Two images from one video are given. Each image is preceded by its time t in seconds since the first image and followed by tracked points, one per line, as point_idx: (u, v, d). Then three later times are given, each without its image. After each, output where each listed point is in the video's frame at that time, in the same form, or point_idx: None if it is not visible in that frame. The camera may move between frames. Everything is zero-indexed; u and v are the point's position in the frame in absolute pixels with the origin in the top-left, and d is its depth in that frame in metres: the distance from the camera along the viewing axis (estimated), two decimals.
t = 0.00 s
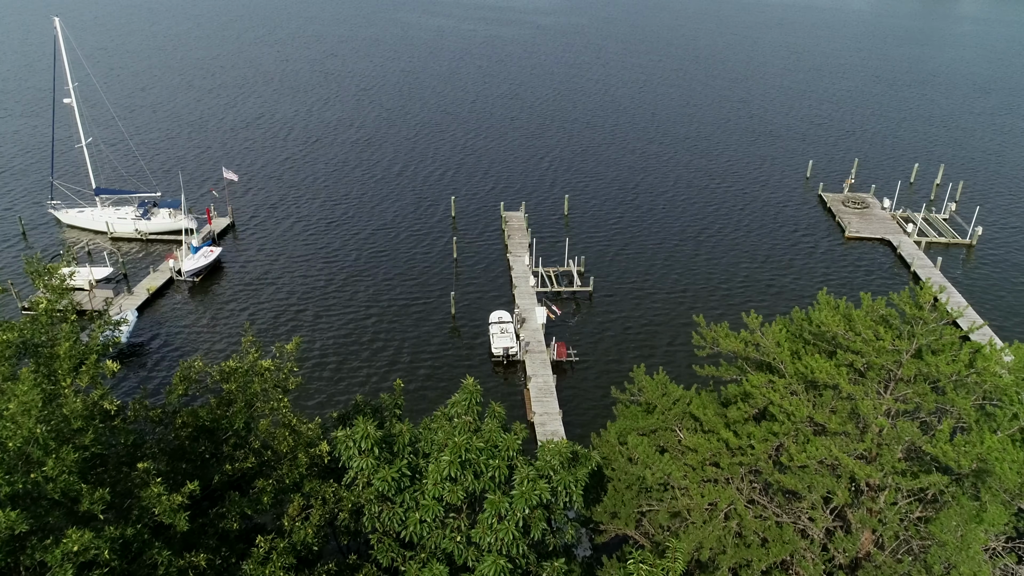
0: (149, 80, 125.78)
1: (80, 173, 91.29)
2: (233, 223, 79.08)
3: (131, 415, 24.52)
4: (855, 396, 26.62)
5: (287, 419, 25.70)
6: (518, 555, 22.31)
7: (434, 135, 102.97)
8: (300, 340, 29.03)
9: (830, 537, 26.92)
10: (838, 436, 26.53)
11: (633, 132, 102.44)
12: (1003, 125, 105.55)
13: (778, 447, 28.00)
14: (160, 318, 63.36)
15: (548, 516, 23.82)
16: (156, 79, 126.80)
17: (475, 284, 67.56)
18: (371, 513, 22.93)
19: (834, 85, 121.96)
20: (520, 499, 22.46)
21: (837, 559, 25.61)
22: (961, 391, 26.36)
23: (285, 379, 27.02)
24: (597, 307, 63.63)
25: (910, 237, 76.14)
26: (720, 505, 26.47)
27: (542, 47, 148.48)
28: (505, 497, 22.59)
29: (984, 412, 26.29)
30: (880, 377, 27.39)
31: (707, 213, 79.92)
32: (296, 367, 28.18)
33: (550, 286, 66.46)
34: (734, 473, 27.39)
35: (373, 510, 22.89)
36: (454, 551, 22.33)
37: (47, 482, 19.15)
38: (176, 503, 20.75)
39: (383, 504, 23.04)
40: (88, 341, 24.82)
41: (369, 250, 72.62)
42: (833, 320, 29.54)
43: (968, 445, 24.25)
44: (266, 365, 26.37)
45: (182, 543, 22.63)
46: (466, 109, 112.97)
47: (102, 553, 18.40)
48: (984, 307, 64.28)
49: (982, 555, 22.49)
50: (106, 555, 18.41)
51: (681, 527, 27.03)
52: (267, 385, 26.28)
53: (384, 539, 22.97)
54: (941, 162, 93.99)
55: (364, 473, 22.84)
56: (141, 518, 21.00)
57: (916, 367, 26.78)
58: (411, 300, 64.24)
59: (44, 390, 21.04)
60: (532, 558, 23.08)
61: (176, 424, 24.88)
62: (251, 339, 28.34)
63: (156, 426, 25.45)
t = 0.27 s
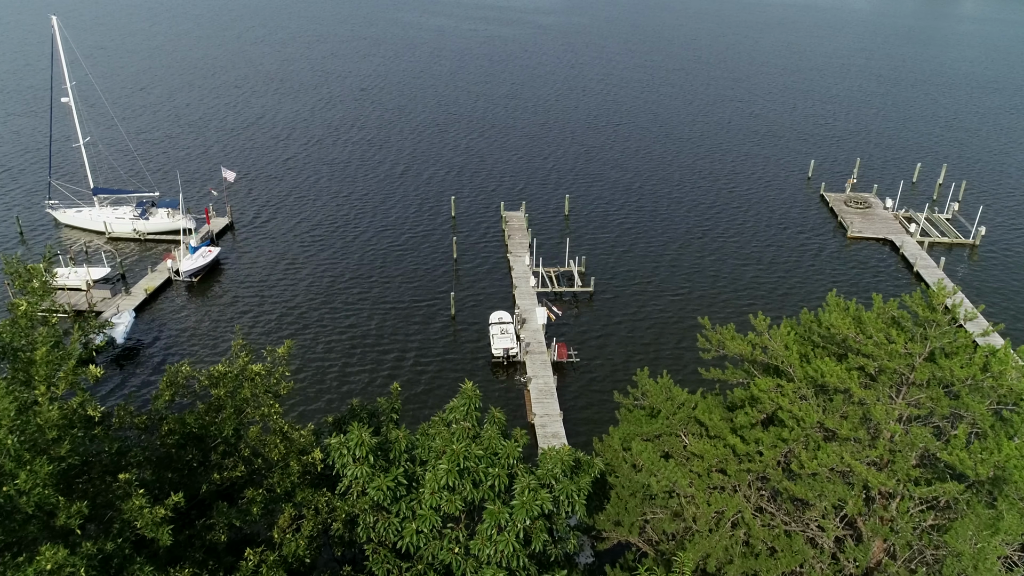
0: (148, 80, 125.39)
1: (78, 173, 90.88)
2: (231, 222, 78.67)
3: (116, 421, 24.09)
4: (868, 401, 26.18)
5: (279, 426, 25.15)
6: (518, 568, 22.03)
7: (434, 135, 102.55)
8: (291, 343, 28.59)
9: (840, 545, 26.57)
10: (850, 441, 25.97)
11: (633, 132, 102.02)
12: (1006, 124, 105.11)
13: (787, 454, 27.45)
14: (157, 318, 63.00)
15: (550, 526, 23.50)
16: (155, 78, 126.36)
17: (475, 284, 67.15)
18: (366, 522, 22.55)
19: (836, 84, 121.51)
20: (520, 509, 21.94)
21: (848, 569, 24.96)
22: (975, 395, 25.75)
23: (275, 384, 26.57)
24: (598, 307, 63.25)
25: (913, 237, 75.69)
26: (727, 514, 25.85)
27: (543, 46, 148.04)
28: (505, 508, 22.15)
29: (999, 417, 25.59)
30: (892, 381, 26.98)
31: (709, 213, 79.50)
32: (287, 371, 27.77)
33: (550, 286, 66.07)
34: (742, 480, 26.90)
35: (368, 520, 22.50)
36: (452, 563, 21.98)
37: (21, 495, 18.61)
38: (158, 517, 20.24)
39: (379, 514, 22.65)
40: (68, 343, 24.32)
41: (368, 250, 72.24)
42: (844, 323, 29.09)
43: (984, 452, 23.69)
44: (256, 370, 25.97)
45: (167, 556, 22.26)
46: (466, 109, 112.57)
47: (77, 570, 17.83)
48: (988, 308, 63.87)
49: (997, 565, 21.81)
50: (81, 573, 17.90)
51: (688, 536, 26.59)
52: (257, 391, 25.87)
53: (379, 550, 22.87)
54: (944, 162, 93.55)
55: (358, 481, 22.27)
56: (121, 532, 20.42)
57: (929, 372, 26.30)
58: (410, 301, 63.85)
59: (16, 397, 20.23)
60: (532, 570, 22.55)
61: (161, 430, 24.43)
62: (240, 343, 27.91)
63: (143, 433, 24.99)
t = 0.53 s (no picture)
0: (147, 80, 124.96)
1: (75, 172, 90.39)
2: (230, 222, 78.29)
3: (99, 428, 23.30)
4: (881, 406, 25.59)
5: (268, 432, 24.67)
6: None
7: (434, 135, 102.13)
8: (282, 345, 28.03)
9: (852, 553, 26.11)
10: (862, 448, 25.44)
11: (634, 132, 101.62)
12: (1008, 124, 104.66)
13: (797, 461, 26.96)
14: (155, 318, 62.61)
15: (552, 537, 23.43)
16: (154, 78, 125.93)
17: (475, 284, 66.73)
18: (360, 532, 22.12)
19: (837, 84, 121.05)
20: (521, 520, 21.54)
21: None
22: (991, 400, 25.12)
23: (265, 389, 26.04)
24: (599, 307, 62.84)
25: (916, 237, 75.23)
26: (735, 523, 25.40)
27: (543, 46, 147.60)
28: (505, 518, 21.81)
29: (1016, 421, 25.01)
30: (904, 386, 26.44)
31: (710, 213, 79.10)
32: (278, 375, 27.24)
33: (550, 287, 65.67)
34: (750, 487, 26.41)
35: (363, 530, 22.10)
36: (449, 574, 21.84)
37: None
38: (139, 530, 19.77)
39: (374, 524, 22.29)
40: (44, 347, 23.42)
41: (368, 250, 71.85)
42: (855, 325, 28.49)
43: (1002, 459, 23.08)
44: (246, 374, 25.39)
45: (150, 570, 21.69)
46: (466, 109, 112.18)
47: None
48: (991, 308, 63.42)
49: None
50: None
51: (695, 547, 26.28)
52: (247, 396, 25.34)
53: (374, 560, 22.39)
54: (946, 162, 93.11)
55: (352, 489, 21.88)
56: (100, 547, 19.73)
57: (944, 375, 25.51)
58: (409, 301, 63.43)
59: None
60: None
61: (146, 438, 23.67)
62: (228, 345, 27.34)
63: (127, 440, 24.32)
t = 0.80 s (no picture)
0: (147, 79, 124.43)
1: (74, 171, 89.95)
2: (229, 222, 77.84)
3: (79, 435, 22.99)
4: (895, 410, 24.99)
5: (257, 439, 24.18)
6: None
7: (435, 135, 101.62)
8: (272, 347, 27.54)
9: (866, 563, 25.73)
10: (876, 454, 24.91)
11: (635, 131, 101.13)
12: (1012, 123, 104.04)
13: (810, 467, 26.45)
14: (153, 318, 62.18)
15: (554, 548, 22.84)
16: (153, 77, 125.43)
17: (475, 285, 66.26)
18: (354, 543, 21.69)
19: (840, 83, 120.49)
20: (522, 532, 21.06)
21: None
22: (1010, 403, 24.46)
23: (254, 393, 25.41)
24: (600, 308, 62.37)
25: (919, 237, 74.69)
26: (744, 532, 25.00)
27: (544, 45, 147.07)
28: (506, 530, 21.36)
29: None
30: (920, 389, 25.74)
31: (712, 213, 78.60)
32: (267, 378, 26.76)
33: (551, 287, 65.20)
34: (759, 494, 25.94)
35: (356, 541, 21.66)
36: None
37: None
38: (117, 546, 18.81)
39: (367, 534, 21.86)
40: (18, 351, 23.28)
41: (367, 250, 71.39)
42: (869, 326, 27.92)
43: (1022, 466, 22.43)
44: (234, 378, 24.86)
45: None
46: (467, 108, 111.67)
47: None
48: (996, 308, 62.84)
49: None
50: None
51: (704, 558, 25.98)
52: (235, 401, 24.75)
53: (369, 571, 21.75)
54: (949, 161, 92.54)
55: (346, 498, 21.31)
56: (76, 563, 19.19)
57: (962, 378, 24.72)
58: (409, 302, 63.00)
59: None
60: None
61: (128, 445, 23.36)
62: (215, 347, 26.88)
63: (110, 447, 24.01)
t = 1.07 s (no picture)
0: (146, 78, 123.92)
1: (72, 171, 89.50)
2: (228, 221, 77.41)
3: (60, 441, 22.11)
4: (910, 415, 24.45)
5: (247, 446, 23.82)
6: None
7: (435, 134, 101.08)
8: (262, 349, 27.22)
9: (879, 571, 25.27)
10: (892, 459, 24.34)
11: (636, 131, 100.69)
12: (1015, 122, 103.53)
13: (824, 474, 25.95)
14: (152, 319, 61.71)
15: (557, 559, 22.49)
16: (152, 77, 124.91)
17: (475, 285, 65.78)
18: (349, 553, 21.44)
19: (842, 82, 120.03)
20: (525, 543, 20.52)
21: None
22: None
23: (245, 398, 25.11)
24: (601, 308, 61.94)
25: (922, 236, 74.14)
26: (755, 540, 24.48)
27: (545, 45, 146.66)
28: (506, 540, 20.86)
29: None
30: (935, 392, 25.27)
31: (714, 212, 78.08)
32: (257, 380, 26.19)
33: (552, 287, 64.78)
34: (770, 501, 25.47)
35: (351, 550, 21.41)
36: None
37: None
38: (93, 560, 17.70)
39: (363, 544, 21.59)
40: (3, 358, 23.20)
41: (367, 250, 70.95)
42: (882, 327, 27.41)
43: None
44: (223, 383, 24.66)
45: None
46: (468, 108, 111.27)
47: None
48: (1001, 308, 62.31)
49: None
50: None
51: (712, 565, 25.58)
52: (224, 405, 24.46)
53: None
54: (953, 160, 92.05)
55: (340, 507, 20.74)
56: None
57: (979, 381, 24.18)
58: (409, 302, 62.53)
59: None
60: None
61: (111, 452, 22.48)
62: (202, 350, 26.63)
63: (91, 453, 23.35)
